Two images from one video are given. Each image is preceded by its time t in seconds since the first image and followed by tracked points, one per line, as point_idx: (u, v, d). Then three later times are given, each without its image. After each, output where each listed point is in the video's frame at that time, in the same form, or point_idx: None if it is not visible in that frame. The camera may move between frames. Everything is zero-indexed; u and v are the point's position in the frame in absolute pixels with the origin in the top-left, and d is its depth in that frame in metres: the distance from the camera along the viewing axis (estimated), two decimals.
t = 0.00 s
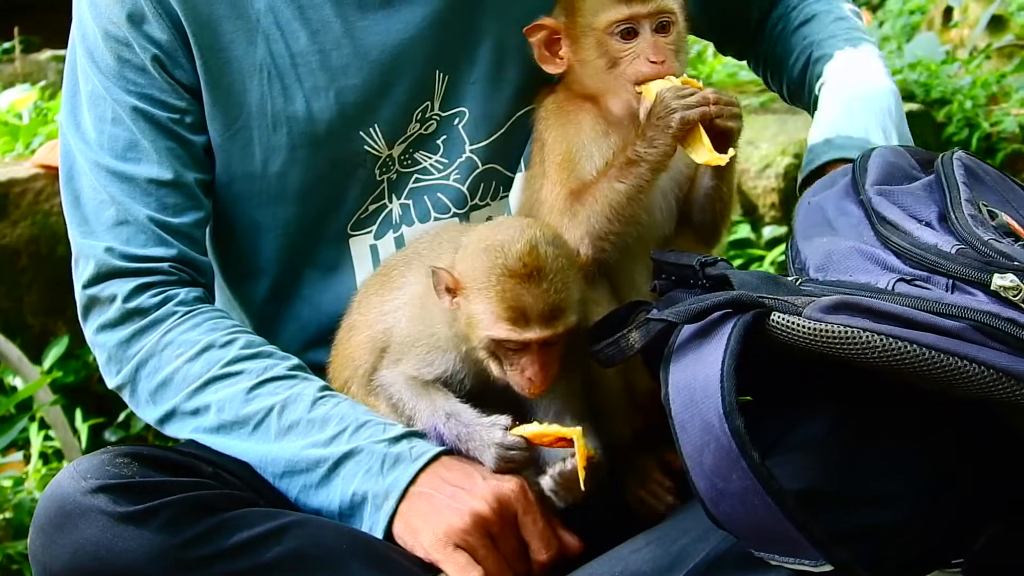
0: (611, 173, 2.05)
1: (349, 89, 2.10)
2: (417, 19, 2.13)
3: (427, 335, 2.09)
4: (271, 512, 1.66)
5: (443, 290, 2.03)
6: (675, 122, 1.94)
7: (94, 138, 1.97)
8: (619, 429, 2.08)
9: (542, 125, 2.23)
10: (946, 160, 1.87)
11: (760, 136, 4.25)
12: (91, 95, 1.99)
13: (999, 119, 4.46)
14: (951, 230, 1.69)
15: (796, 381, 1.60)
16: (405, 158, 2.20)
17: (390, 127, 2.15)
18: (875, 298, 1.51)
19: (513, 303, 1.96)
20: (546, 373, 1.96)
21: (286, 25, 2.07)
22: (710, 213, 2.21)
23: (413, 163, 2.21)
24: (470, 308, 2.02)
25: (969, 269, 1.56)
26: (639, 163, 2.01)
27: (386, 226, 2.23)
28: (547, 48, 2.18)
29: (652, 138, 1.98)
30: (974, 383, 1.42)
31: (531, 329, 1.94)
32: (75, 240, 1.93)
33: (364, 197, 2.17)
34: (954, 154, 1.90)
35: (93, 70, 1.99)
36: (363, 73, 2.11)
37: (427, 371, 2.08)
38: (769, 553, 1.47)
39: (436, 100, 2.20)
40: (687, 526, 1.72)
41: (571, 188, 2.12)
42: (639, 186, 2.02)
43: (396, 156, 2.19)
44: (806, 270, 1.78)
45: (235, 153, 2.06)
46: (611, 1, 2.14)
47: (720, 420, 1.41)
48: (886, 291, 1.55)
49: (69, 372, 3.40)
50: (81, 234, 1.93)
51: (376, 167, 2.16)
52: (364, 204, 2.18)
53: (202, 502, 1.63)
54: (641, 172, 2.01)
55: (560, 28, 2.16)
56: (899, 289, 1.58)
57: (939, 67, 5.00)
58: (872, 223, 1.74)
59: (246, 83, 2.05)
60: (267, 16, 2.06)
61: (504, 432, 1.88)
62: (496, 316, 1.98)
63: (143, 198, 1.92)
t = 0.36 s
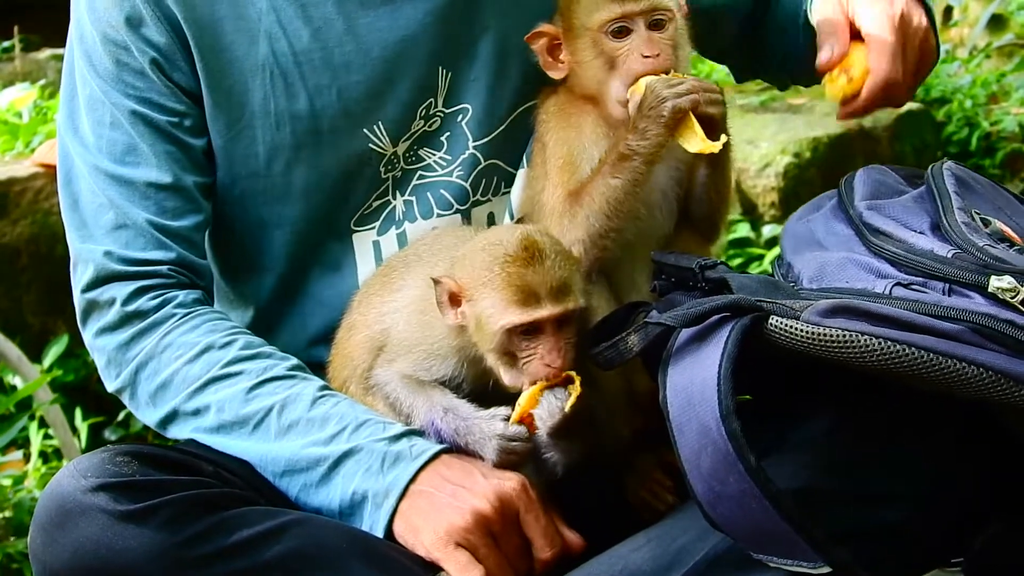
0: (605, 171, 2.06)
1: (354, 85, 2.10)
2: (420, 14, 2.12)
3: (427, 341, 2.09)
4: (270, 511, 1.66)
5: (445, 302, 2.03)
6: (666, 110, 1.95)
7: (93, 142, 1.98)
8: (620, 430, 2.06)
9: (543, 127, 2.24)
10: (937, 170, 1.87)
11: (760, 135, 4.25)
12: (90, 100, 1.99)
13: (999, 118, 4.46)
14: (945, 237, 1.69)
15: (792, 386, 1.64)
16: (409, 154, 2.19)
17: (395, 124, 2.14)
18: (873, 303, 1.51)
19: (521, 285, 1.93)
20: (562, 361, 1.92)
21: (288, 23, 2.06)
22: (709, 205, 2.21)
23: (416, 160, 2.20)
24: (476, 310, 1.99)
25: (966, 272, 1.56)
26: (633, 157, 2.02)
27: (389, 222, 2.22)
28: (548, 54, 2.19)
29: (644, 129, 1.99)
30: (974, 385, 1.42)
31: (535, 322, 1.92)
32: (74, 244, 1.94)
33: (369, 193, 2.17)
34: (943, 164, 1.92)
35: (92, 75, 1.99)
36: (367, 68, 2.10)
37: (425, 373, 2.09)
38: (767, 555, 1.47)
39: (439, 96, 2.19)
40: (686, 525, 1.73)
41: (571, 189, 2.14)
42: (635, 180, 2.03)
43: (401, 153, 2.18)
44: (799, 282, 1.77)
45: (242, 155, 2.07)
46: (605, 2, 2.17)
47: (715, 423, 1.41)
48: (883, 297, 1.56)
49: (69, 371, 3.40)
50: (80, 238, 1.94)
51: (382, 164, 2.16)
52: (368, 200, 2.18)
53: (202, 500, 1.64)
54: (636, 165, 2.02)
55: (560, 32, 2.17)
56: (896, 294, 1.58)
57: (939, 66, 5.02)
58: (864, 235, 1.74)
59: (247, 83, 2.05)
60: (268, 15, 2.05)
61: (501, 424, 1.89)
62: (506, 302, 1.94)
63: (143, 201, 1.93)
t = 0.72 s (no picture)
0: (613, 166, 2.02)
1: (339, 88, 2.10)
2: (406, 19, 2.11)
3: (425, 335, 2.08)
4: (269, 511, 1.66)
5: (438, 284, 2.02)
6: (671, 99, 1.93)
7: (87, 141, 1.98)
8: (617, 433, 2.08)
9: (540, 134, 2.21)
10: (934, 171, 1.88)
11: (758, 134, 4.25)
12: (84, 100, 2.00)
13: (997, 118, 4.50)
14: (943, 238, 1.70)
15: (791, 385, 1.64)
16: (400, 161, 2.19)
17: (383, 130, 2.14)
18: (873, 305, 1.51)
19: (514, 289, 1.92)
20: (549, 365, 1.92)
21: (275, 26, 2.06)
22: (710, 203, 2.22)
23: (408, 167, 2.20)
24: (467, 299, 1.99)
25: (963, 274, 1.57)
26: (641, 150, 1.98)
27: (382, 231, 2.22)
28: (540, 54, 2.17)
29: (651, 120, 1.96)
30: (970, 386, 1.43)
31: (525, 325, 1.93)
32: (70, 243, 1.94)
33: (359, 201, 2.16)
34: (941, 165, 1.92)
35: (85, 75, 2.00)
36: (351, 72, 2.10)
37: (423, 370, 2.08)
38: (765, 556, 1.47)
39: (431, 102, 2.18)
40: (685, 525, 1.73)
41: (575, 193, 2.10)
42: (644, 174, 1.99)
43: (391, 160, 2.17)
44: (795, 284, 1.77)
45: (232, 161, 2.06)
46: None
47: (714, 424, 1.41)
48: (881, 297, 1.56)
49: (69, 371, 3.40)
50: (75, 238, 1.94)
51: (369, 170, 2.15)
52: (361, 207, 2.18)
53: (200, 501, 1.63)
54: (644, 158, 1.98)
55: (553, 31, 2.15)
56: (894, 294, 1.58)
57: (937, 66, 5.04)
58: (861, 237, 1.75)
59: (235, 83, 2.04)
60: (255, 17, 2.05)
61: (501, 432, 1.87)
62: (496, 304, 1.95)
63: (137, 201, 1.93)
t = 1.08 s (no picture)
0: (609, 178, 2.07)
1: (335, 93, 2.09)
2: (405, 24, 2.10)
3: (421, 329, 2.09)
4: (269, 513, 1.67)
5: (435, 282, 2.02)
6: (671, 119, 1.94)
7: (86, 145, 1.98)
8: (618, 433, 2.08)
9: (535, 135, 2.25)
10: (933, 173, 1.88)
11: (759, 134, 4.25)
12: (82, 104, 2.00)
13: (998, 118, 4.53)
14: (942, 240, 1.70)
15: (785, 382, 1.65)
16: (398, 168, 2.17)
17: (380, 136, 2.12)
18: (871, 306, 1.52)
19: (504, 303, 1.93)
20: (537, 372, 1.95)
21: (273, 30, 2.05)
22: (709, 208, 2.21)
23: (406, 174, 2.19)
24: (461, 302, 2.00)
25: (963, 274, 1.57)
26: (636, 165, 2.03)
27: (381, 238, 2.22)
28: (535, 59, 2.20)
29: (649, 135, 1.99)
30: (971, 387, 1.43)
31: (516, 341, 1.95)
32: (69, 247, 1.94)
33: (357, 208, 2.14)
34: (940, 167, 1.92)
35: (83, 79, 1.99)
36: (347, 76, 2.08)
37: (422, 369, 2.08)
38: (765, 557, 1.48)
39: (428, 108, 2.17)
40: (685, 526, 1.73)
41: (571, 198, 2.15)
42: (639, 187, 2.04)
43: (389, 166, 2.16)
44: (795, 285, 1.78)
45: (229, 167, 2.05)
46: (595, 9, 2.16)
47: (714, 425, 1.41)
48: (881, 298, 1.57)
49: (69, 371, 3.40)
50: (75, 242, 1.94)
51: (367, 176, 2.13)
52: (358, 217, 2.16)
53: (200, 504, 1.64)
54: (639, 173, 2.03)
55: (546, 38, 2.16)
56: (894, 296, 1.59)
57: (938, 66, 5.05)
58: (862, 238, 1.76)
59: (232, 87, 2.03)
60: (253, 22, 2.03)
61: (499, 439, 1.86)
62: (486, 315, 1.95)
63: (136, 205, 1.93)
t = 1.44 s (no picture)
0: (594, 190, 2.16)
1: (336, 99, 2.08)
2: (406, 31, 2.11)
3: (427, 344, 2.10)
4: (268, 516, 1.67)
5: (443, 316, 2.05)
6: (655, 146, 2.00)
7: (89, 154, 1.98)
8: (619, 434, 2.00)
9: (533, 139, 2.32)
10: (927, 181, 1.88)
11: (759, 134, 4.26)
12: (83, 112, 1.99)
13: (997, 119, 4.59)
14: (939, 247, 1.70)
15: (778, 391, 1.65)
16: (399, 174, 2.16)
17: (381, 142, 2.11)
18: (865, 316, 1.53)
19: (508, 327, 1.96)
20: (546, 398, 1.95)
21: (274, 36, 2.04)
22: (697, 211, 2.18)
23: (407, 180, 2.18)
24: (468, 334, 2.01)
25: (960, 280, 1.57)
26: (619, 179, 2.10)
27: (382, 244, 2.22)
28: (536, 71, 2.27)
29: (631, 154, 2.07)
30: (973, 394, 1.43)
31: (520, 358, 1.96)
32: (73, 257, 1.95)
33: (360, 214, 2.14)
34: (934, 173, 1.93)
35: (84, 87, 1.99)
36: (348, 83, 2.08)
37: (425, 376, 2.09)
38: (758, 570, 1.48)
39: (427, 114, 2.16)
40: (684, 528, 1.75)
41: (558, 203, 2.26)
42: (621, 202, 2.11)
43: (390, 172, 2.15)
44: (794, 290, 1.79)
45: (232, 175, 2.05)
46: (588, 18, 2.28)
47: (707, 440, 1.43)
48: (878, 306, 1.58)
49: (68, 372, 3.40)
50: (78, 251, 1.94)
51: (369, 182, 2.12)
52: (361, 221, 2.16)
53: (199, 507, 1.64)
54: (622, 187, 2.10)
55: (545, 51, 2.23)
56: (890, 303, 1.59)
57: (937, 67, 5.08)
58: (856, 246, 1.76)
59: (233, 94, 2.03)
60: (253, 28, 2.03)
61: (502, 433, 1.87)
62: (492, 340, 1.97)
63: (137, 213, 1.93)
